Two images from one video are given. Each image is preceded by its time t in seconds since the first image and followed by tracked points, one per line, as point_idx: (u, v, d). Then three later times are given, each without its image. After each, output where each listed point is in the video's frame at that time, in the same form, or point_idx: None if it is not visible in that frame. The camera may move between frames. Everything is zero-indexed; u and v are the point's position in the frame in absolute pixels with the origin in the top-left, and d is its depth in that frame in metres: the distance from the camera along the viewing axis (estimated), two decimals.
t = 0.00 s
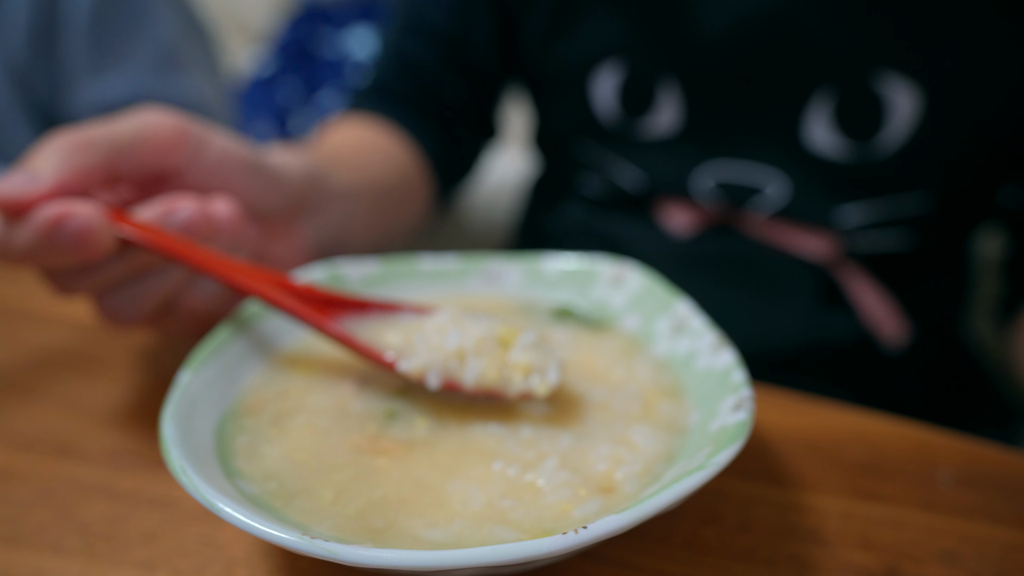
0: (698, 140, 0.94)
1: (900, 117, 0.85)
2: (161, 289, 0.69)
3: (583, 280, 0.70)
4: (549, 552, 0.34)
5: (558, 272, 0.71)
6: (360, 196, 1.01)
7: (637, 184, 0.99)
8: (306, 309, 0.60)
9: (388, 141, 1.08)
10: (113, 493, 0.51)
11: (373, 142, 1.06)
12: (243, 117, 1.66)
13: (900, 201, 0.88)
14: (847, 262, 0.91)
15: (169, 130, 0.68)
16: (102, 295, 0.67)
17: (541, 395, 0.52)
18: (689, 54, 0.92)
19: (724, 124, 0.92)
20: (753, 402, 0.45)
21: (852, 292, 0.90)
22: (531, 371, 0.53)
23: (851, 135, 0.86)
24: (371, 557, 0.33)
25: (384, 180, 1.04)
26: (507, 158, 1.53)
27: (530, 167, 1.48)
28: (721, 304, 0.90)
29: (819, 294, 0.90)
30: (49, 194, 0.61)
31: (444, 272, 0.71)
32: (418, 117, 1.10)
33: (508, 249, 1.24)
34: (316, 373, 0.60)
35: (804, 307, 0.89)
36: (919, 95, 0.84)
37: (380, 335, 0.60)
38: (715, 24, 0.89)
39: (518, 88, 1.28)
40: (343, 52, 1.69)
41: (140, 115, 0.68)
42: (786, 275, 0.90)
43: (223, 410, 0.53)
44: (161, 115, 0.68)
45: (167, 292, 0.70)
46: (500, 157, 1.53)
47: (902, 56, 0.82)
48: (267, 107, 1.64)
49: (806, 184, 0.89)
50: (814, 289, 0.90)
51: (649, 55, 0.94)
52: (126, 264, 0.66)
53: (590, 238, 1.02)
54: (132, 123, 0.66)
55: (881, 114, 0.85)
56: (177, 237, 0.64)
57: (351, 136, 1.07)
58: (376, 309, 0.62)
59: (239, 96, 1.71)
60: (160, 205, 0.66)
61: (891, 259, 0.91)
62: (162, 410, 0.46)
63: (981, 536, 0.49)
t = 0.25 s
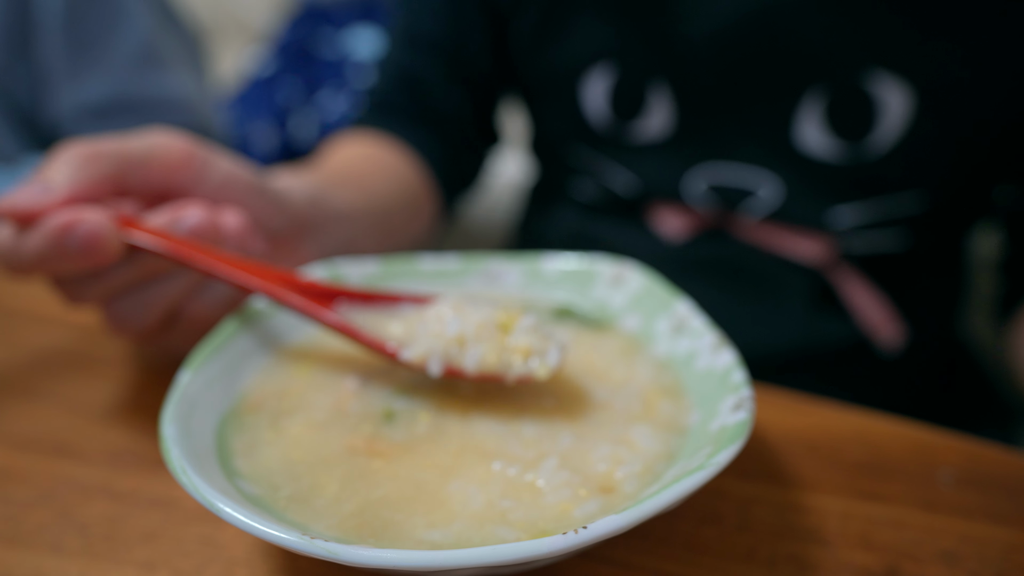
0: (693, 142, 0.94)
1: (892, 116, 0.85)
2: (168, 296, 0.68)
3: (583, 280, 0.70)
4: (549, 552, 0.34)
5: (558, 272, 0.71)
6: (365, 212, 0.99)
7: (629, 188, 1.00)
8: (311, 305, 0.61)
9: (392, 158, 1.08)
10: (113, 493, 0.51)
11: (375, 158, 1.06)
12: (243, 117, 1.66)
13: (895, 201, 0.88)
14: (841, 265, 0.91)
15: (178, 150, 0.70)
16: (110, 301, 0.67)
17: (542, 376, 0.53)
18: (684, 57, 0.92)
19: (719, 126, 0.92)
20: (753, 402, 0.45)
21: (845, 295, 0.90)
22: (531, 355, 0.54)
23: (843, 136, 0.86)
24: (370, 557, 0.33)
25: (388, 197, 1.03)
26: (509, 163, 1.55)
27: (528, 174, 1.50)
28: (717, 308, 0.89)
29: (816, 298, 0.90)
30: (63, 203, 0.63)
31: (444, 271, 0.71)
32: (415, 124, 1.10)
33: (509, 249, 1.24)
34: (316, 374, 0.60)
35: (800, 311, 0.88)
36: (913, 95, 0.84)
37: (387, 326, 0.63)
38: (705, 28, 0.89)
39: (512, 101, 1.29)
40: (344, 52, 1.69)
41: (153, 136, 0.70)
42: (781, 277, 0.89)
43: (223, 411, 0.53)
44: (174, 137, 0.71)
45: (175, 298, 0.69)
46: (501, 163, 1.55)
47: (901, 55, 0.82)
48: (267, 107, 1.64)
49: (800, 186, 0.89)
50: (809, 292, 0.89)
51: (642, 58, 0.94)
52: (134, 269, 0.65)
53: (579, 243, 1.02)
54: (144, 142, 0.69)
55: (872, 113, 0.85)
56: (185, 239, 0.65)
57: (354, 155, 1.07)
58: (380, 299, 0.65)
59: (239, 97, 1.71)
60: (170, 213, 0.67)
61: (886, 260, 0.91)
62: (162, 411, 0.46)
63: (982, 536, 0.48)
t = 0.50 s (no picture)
0: (691, 139, 0.94)
1: (879, 103, 0.84)
2: (180, 284, 0.71)
3: (583, 281, 0.70)
4: (549, 552, 0.34)
5: (558, 273, 0.71)
6: (370, 218, 0.99)
7: (622, 182, 0.99)
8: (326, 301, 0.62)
9: (401, 166, 1.09)
10: (113, 493, 0.51)
11: (386, 165, 1.07)
12: (243, 118, 1.66)
13: (885, 188, 0.88)
14: (833, 257, 0.90)
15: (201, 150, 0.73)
16: (124, 286, 0.68)
17: (546, 385, 0.53)
18: (675, 54, 0.92)
19: (714, 124, 0.92)
20: (753, 402, 0.45)
21: (838, 289, 0.90)
22: (536, 362, 0.54)
23: (829, 123, 0.86)
24: (370, 557, 0.33)
25: (395, 203, 1.04)
26: (512, 165, 1.55)
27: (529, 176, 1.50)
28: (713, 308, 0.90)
29: (809, 293, 0.90)
30: (90, 186, 0.65)
31: (445, 271, 0.70)
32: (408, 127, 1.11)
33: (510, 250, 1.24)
34: (315, 373, 0.60)
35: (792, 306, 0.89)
36: (904, 92, 0.84)
37: (396, 323, 0.64)
38: (697, 23, 0.89)
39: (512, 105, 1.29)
40: (344, 52, 1.70)
41: (182, 135, 0.74)
42: (773, 273, 0.90)
43: (222, 410, 0.53)
44: (199, 139, 0.75)
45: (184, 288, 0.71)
46: (504, 165, 1.55)
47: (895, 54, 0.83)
48: (267, 108, 1.64)
49: (788, 174, 0.89)
50: (802, 288, 0.90)
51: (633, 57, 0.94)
52: (151, 256, 0.68)
53: (581, 243, 1.02)
54: (172, 138, 0.72)
55: (858, 101, 0.84)
56: (202, 228, 0.65)
57: (363, 160, 1.08)
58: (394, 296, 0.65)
59: (239, 97, 1.71)
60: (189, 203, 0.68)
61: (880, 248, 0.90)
62: (162, 411, 0.46)
63: (982, 537, 0.48)
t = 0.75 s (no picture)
0: (689, 136, 0.93)
1: (870, 92, 0.84)
2: (181, 278, 0.70)
3: (583, 281, 0.70)
4: (549, 552, 0.34)
5: (558, 272, 0.71)
6: (373, 221, 0.99)
7: (621, 177, 0.99)
8: (325, 294, 0.62)
9: (404, 168, 1.09)
10: (113, 493, 0.51)
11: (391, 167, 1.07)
12: (243, 118, 1.65)
13: (879, 174, 0.88)
14: (829, 250, 0.90)
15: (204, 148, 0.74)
16: (127, 278, 0.68)
17: (541, 375, 0.53)
18: (670, 53, 0.92)
19: (711, 122, 0.92)
20: (753, 402, 0.45)
21: (834, 279, 0.90)
22: (532, 352, 0.54)
23: (823, 111, 0.86)
24: (370, 556, 0.33)
25: (399, 206, 1.03)
26: (513, 168, 1.55)
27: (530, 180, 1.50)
28: (712, 304, 0.90)
29: (808, 286, 0.90)
30: (93, 179, 0.66)
31: (444, 271, 0.70)
32: (416, 130, 1.11)
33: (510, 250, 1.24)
34: (315, 373, 0.60)
35: (788, 300, 0.89)
36: (900, 91, 0.84)
37: (393, 315, 0.64)
38: (691, 21, 0.90)
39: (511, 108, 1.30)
40: (345, 52, 1.70)
41: (188, 133, 0.74)
42: (769, 269, 0.90)
43: (222, 411, 0.53)
44: (203, 139, 0.75)
45: (185, 282, 0.71)
46: (505, 167, 1.55)
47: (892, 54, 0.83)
48: (267, 107, 1.64)
49: (782, 163, 0.89)
50: (800, 281, 0.90)
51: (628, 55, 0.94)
52: (154, 248, 0.67)
53: (583, 243, 1.02)
54: (177, 136, 0.72)
55: (850, 91, 0.84)
56: (205, 222, 0.65)
57: (366, 162, 1.08)
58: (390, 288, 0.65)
59: (239, 97, 1.71)
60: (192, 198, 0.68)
61: (877, 236, 0.90)
62: (162, 411, 0.46)
63: (983, 537, 0.48)
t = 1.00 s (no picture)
0: (688, 137, 0.93)
1: (865, 91, 0.84)
2: (173, 262, 0.73)
3: (583, 281, 0.69)
4: (549, 552, 0.34)
5: (558, 272, 0.71)
6: (374, 220, 0.99)
7: (618, 178, 0.99)
8: (307, 270, 0.63)
9: (404, 171, 1.09)
10: (113, 493, 0.51)
11: (391, 170, 1.07)
12: (244, 118, 1.66)
13: (875, 174, 0.88)
14: (826, 249, 0.90)
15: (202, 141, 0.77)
16: (120, 261, 0.71)
17: (513, 350, 0.53)
18: (666, 53, 0.91)
19: (709, 123, 0.92)
20: (753, 402, 0.45)
21: (832, 280, 0.90)
22: (504, 329, 0.55)
23: (819, 112, 0.86)
24: (370, 557, 0.33)
25: (400, 207, 1.03)
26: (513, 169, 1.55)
27: (530, 180, 1.50)
28: (710, 305, 0.90)
29: (805, 285, 0.90)
30: (93, 158, 0.70)
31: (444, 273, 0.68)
32: (408, 132, 1.12)
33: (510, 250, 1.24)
34: (315, 373, 0.60)
35: (785, 299, 0.89)
36: (897, 93, 0.84)
37: (371, 294, 0.64)
38: (686, 22, 0.89)
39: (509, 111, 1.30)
40: (345, 52, 1.70)
41: (189, 128, 0.78)
42: (768, 269, 0.90)
43: (222, 411, 0.53)
44: (201, 132, 0.79)
45: (177, 267, 0.73)
46: (505, 169, 1.55)
47: (891, 55, 0.83)
48: (267, 107, 1.64)
49: (779, 164, 0.89)
50: (798, 280, 0.90)
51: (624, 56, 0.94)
52: (146, 230, 0.71)
53: (583, 245, 1.03)
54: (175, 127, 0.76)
55: (845, 90, 0.84)
56: (196, 203, 0.67)
57: (365, 165, 1.08)
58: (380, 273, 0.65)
59: (239, 96, 1.71)
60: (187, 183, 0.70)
61: (874, 236, 0.90)
62: (162, 411, 0.46)
63: (983, 537, 0.48)
